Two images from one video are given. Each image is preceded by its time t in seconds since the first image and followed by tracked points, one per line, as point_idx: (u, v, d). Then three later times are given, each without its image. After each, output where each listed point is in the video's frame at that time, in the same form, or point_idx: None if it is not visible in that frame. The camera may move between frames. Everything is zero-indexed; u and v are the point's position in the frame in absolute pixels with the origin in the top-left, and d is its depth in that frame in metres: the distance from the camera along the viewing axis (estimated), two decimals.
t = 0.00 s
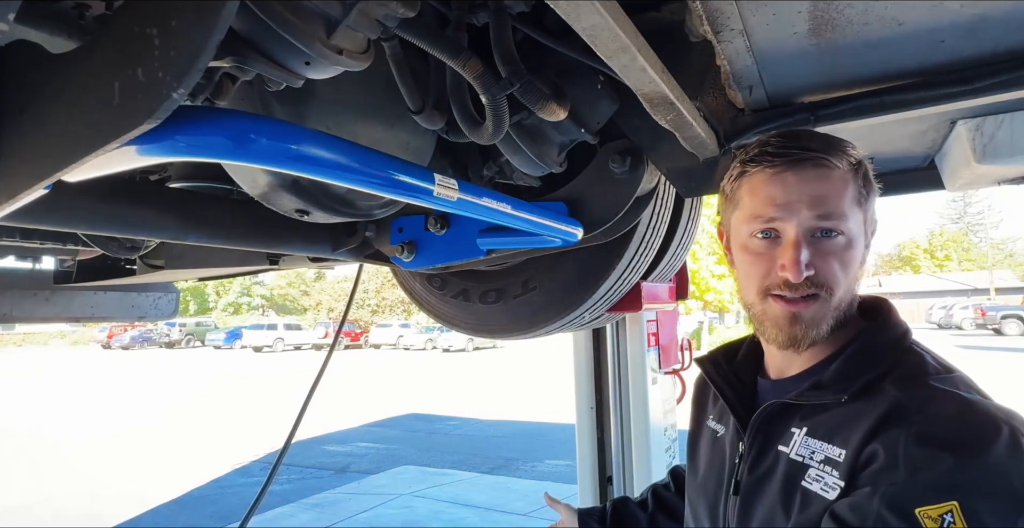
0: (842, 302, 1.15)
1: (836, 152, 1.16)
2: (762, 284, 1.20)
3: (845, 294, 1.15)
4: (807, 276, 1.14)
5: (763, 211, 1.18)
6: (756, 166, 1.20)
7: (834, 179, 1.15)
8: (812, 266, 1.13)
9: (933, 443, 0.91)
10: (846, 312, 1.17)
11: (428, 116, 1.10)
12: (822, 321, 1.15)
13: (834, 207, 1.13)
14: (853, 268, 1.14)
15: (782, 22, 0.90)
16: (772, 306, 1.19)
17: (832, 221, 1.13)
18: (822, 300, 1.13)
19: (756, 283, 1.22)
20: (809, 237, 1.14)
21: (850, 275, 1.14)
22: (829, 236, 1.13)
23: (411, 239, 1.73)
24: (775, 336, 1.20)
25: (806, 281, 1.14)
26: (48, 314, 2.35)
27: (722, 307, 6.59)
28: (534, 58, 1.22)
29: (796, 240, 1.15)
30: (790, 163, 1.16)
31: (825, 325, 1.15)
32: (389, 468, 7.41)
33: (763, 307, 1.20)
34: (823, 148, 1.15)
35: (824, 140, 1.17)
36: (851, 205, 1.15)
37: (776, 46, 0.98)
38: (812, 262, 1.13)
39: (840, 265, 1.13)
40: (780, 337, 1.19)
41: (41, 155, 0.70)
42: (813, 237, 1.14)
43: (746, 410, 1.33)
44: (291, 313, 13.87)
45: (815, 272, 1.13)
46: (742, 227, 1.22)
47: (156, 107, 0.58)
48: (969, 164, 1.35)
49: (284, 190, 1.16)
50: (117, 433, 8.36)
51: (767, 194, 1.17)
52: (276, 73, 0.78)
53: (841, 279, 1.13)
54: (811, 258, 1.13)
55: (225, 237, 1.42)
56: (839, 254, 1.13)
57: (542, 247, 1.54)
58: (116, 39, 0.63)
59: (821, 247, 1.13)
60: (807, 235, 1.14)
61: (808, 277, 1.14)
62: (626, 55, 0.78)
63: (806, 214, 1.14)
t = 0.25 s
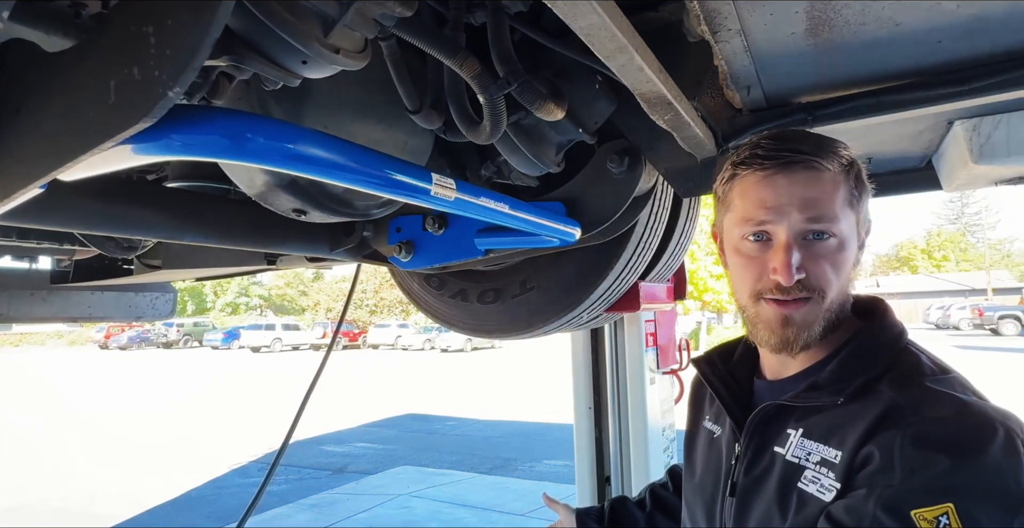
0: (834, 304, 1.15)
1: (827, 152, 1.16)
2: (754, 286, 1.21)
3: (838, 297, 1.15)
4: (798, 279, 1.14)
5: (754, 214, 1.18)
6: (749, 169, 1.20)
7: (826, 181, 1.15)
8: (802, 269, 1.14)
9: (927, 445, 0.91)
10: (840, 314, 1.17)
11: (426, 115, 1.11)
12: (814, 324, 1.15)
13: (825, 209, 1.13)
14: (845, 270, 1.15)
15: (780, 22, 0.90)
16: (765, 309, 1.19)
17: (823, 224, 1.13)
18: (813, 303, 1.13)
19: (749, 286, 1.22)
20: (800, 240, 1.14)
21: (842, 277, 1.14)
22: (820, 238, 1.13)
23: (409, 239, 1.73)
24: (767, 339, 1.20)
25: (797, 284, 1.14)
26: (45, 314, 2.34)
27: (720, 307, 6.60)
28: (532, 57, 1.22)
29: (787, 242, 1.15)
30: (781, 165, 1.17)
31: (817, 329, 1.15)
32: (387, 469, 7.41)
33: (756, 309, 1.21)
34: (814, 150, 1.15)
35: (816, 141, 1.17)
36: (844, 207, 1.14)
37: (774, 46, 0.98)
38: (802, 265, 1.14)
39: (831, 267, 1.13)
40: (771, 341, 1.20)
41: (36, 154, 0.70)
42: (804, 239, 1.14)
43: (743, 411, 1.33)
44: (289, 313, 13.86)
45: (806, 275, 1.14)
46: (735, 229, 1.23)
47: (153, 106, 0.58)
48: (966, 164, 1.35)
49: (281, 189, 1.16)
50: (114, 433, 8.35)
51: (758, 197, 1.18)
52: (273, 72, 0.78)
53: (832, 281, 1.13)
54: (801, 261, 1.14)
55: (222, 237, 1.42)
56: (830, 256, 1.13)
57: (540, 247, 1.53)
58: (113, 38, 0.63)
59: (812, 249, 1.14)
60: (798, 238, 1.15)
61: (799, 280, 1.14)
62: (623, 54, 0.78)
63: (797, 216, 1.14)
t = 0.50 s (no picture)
0: (804, 297, 1.20)
1: (802, 149, 1.22)
2: (732, 276, 1.29)
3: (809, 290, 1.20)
4: (766, 268, 1.21)
5: (731, 207, 1.27)
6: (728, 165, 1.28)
7: (799, 176, 1.22)
8: (769, 258, 1.21)
9: (920, 451, 0.92)
10: (814, 309, 1.21)
11: (423, 116, 1.11)
12: (782, 314, 1.21)
13: (792, 203, 1.21)
14: (817, 262, 1.20)
15: (777, 24, 0.90)
16: (739, 297, 1.27)
17: (789, 216, 1.20)
18: (781, 292, 1.20)
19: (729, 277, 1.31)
20: (768, 230, 1.22)
21: (813, 270, 1.20)
22: (788, 228, 1.21)
23: (407, 240, 1.73)
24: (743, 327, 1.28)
25: (767, 273, 1.22)
26: (43, 314, 2.34)
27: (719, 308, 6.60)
28: (529, 58, 1.22)
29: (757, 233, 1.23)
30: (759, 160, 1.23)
31: (788, 319, 1.21)
32: (385, 469, 7.41)
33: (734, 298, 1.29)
34: (785, 145, 1.22)
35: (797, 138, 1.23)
36: (814, 202, 1.21)
37: (771, 47, 0.98)
38: (770, 254, 1.21)
39: (798, 257, 1.20)
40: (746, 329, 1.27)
41: (32, 154, 0.70)
42: (773, 230, 1.22)
43: (739, 414, 1.33)
44: (287, 313, 13.84)
45: (773, 264, 1.21)
46: (717, 223, 1.32)
47: (148, 107, 0.58)
48: (962, 166, 1.35)
49: (279, 190, 1.16)
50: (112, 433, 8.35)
51: (734, 191, 1.26)
52: (269, 72, 0.78)
53: (799, 271, 1.20)
54: (768, 251, 1.21)
55: (220, 237, 1.41)
56: (796, 248, 1.20)
57: (538, 248, 1.53)
58: (108, 38, 0.63)
59: (781, 240, 1.21)
60: (766, 228, 1.22)
61: (766, 269, 1.22)
62: (620, 55, 0.78)
63: (764, 208, 1.22)
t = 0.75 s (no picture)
0: (783, 281, 1.29)
1: (782, 144, 1.32)
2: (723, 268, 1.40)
3: (788, 276, 1.29)
4: (747, 253, 1.32)
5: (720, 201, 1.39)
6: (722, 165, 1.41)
7: (780, 170, 1.33)
8: (749, 243, 1.32)
9: (913, 460, 0.93)
10: (795, 294, 1.29)
11: (423, 118, 1.11)
12: (759, 297, 1.31)
13: (770, 192, 1.32)
14: (797, 249, 1.30)
15: (775, 26, 0.90)
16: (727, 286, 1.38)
17: (767, 204, 1.32)
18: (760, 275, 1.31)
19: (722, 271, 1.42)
20: (748, 218, 1.34)
21: (793, 256, 1.30)
22: (767, 216, 1.32)
23: (406, 241, 1.73)
24: (732, 313, 1.38)
25: (748, 257, 1.32)
26: (40, 315, 2.33)
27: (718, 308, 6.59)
28: (528, 60, 1.22)
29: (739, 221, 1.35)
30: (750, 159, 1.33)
31: (767, 301, 1.30)
32: (383, 471, 7.40)
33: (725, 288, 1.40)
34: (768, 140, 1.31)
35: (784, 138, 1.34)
36: (794, 192, 1.32)
37: (770, 50, 0.98)
38: (749, 239, 1.32)
39: (775, 243, 1.31)
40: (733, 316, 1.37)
41: (32, 156, 0.70)
42: (753, 218, 1.33)
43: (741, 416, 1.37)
44: (286, 314, 13.83)
45: (752, 248, 1.32)
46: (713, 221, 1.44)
47: (148, 109, 0.58)
48: (960, 167, 1.35)
49: (278, 191, 1.16)
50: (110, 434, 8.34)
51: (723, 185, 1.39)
52: (268, 73, 0.78)
53: (778, 256, 1.30)
54: (745, 237, 1.33)
55: (218, 239, 1.41)
56: (769, 234, 1.31)
57: (537, 249, 1.53)
58: (107, 40, 0.63)
59: (760, 226, 1.32)
60: (746, 216, 1.34)
61: (745, 253, 1.33)
62: (619, 58, 0.78)
63: (746, 199, 1.34)
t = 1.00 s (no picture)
0: (784, 279, 1.33)
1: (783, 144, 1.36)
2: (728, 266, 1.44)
3: (787, 274, 1.33)
4: (748, 250, 1.36)
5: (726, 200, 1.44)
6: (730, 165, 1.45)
7: (783, 169, 1.37)
8: (750, 240, 1.36)
9: (896, 450, 0.97)
10: (797, 292, 1.32)
11: (423, 121, 1.11)
12: (761, 295, 1.35)
13: (771, 191, 1.35)
14: (798, 247, 1.33)
15: (775, 31, 0.90)
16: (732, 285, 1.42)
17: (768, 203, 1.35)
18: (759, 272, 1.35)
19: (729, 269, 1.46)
20: (747, 218, 1.38)
21: (793, 254, 1.33)
22: (769, 214, 1.35)
23: (405, 243, 1.73)
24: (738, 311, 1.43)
25: (748, 255, 1.37)
26: (39, 316, 2.32)
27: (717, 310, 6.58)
28: (528, 63, 1.22)
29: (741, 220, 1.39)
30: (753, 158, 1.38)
31: (767, 297, 1.35)
32: (381, 473, 7.38)
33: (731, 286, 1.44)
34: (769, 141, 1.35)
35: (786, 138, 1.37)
36: (796, 190, 1.34)
37: (769, 54, 0.98)
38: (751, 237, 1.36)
39: (775, 240, 1.34)
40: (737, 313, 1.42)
41: (32, 159, 0.70)
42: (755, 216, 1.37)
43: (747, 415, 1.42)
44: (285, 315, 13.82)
45: (752, 246, 1.36)
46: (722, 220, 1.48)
47: (150, 113, 0.58)
48: (959, 171, 1.36)
49: (278, 194, 1.16)
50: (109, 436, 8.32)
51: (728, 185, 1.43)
52: (268, 77, 0.78)
53: (777, 253, 1.34)
54: (746, 236, 1.37)
55: (219, 241, 1.41)
56: (769, 234, 1.35)
57: (537, 252, 1.54)
58: (108, 44, 0.63)
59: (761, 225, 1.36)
60: (749, 215, 1.38)
61: (745, 252, 1.37)
62: (619, 62, 0.79)
63: (747, 198, 1.38)
